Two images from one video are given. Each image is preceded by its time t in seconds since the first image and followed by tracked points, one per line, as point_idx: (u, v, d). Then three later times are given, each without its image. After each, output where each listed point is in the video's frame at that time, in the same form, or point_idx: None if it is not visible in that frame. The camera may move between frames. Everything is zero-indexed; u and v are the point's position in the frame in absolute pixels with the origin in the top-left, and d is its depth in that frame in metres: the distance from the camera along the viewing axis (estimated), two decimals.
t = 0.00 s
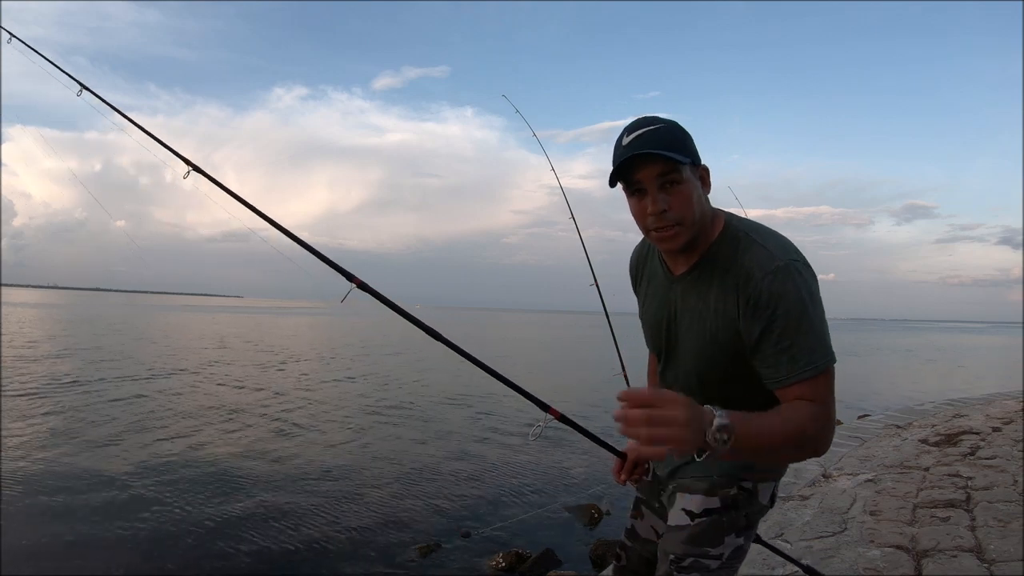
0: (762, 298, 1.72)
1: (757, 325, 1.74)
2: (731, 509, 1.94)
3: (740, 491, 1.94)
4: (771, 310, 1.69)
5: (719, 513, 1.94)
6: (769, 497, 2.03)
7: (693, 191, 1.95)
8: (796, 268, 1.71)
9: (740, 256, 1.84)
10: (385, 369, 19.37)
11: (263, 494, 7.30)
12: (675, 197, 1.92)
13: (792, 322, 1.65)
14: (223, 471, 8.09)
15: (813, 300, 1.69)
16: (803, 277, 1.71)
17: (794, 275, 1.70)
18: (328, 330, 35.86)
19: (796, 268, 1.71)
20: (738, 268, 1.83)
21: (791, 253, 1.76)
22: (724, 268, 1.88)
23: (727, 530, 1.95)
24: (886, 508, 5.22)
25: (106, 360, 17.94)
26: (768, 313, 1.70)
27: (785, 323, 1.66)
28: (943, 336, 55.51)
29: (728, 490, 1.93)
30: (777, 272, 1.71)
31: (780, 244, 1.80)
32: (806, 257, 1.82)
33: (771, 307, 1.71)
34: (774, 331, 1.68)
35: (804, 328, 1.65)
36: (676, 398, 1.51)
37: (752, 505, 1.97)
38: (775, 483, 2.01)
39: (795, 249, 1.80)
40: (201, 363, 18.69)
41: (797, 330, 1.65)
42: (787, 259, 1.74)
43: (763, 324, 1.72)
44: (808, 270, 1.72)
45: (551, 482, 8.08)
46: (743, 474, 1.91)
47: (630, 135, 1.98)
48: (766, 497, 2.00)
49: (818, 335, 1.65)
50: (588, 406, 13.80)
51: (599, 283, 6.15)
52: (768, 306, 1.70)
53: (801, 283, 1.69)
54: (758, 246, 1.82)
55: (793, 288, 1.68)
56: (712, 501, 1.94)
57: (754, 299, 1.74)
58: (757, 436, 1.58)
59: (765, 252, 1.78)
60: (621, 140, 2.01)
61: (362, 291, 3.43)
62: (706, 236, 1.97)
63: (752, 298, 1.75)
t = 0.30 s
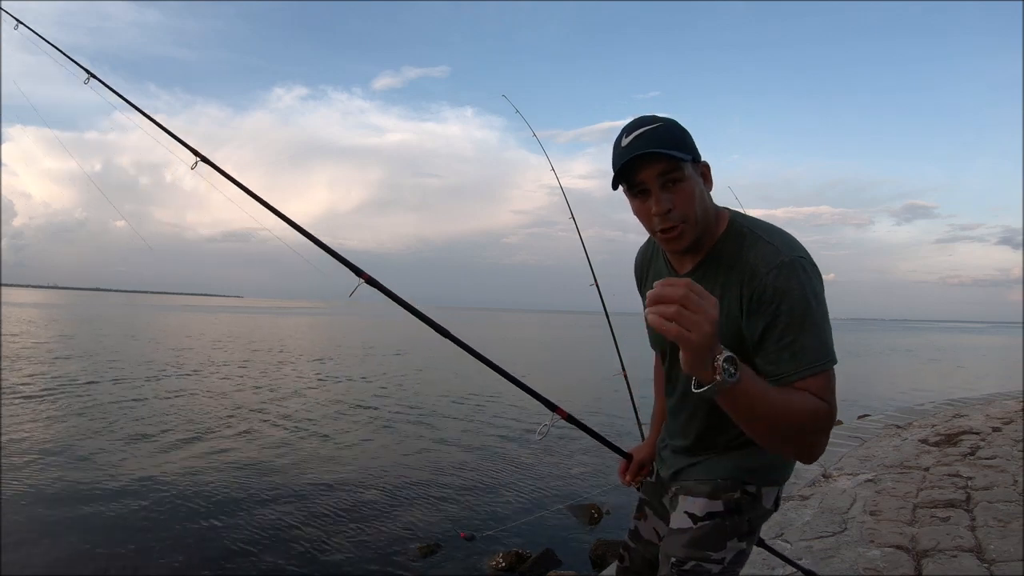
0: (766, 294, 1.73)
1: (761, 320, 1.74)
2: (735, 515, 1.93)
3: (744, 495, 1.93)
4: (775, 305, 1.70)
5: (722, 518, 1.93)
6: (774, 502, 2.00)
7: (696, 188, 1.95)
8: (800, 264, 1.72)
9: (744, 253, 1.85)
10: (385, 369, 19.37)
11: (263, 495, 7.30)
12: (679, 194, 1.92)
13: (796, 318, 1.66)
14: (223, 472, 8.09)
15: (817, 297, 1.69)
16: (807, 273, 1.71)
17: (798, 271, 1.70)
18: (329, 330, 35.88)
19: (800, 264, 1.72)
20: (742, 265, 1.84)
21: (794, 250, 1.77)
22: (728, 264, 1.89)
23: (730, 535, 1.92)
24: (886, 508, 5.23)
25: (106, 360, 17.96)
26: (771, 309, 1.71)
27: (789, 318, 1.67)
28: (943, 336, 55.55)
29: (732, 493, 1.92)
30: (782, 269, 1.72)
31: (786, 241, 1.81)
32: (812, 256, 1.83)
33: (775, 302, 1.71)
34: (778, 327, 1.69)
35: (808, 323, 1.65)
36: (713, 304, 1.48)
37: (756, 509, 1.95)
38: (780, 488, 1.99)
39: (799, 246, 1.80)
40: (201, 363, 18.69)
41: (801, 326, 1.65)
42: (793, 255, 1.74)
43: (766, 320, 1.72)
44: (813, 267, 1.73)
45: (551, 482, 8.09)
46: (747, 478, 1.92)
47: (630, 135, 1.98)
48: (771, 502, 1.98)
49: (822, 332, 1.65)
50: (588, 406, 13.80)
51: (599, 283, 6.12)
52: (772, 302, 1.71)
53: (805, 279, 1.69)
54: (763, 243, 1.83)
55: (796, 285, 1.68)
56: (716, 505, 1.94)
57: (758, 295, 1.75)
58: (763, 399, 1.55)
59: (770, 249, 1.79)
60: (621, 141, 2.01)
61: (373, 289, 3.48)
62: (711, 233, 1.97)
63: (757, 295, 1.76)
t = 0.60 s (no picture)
0: (769, 305, 1.67)
1: (764, 331, 1.69)
2: (731, 519, 1.92)
3: (741, 500, 1.91)
4: (778, 317, 1.64)
5: (718, 522, 1.92)
6: (772, 507, 1.99)
7: (697, 193, 1.93)
8: (806, 274, 1.66)
9: (749, 261, 1.81)
10: (385, 368, 19.39)
11: (263, 495, 7.29)
12: (679, 198, 1.91)
13: (798, 330, 1.59)
14: (222, 472, 8.08)
15: (822, 306, 1.62)
16: (811, 282, 1.66)
17: (803, 282, 1.65)
18: (329, 330, 35.90)
19: (806, 274, 1.66)
20: (746, 274, 1.80)
21: (800, 259, 1.71)
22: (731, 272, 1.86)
23: (725, 539, 1.93)
24: (886, 508, 5.22)
25: (106, 360, 17.96)
26: (774, 320, 1.65)
27: (790, 331, 1.61)
28: (943, 336, 55.55)
29: (728, 499, 1.91)
30: (785, 278, 1.66)
31: (790, 249, 1.77)
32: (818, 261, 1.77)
33: (778, 314, 1.65)
34: (780, 339, 1.63)
35: (814, 334, 1.58)
36: (678, 427, 1.43)
37: (753, 514, 1.94)
38: (779, 494, 1.97)
39: (806, 254, 1.75)
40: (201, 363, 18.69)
41: (805, 339, 1.59)
42: (796, 264, 1.69)
43: (769, 331, 1.67)
44: (819, 277, 1.66)
45: (551, 482, 8.08)
46: (745, 485, 1.87)
47: (632, 136, 1.97)
48: (769, 507, 1.96)
49: (828, 345, 1.58)
50: (588, 406, 13.81)
51: (599, 282, 6.43)
52: (774, 314, 1.65)
53: (810, 290, 1.63)
54: (767, 251, 1.79)
55: (800, 296, 1.62)
56: (713, 510, 1.91)
57: (760, 305, 1.70)
58: (762, 443, 1.50)
59: (775, 257, 1.74)
60: (624, 141, 1.99)
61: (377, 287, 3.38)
62: (712, 239, 1.96)
63: (759, 304, 1.71)
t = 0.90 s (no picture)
0: (753, 306, 1.61)
1: (748, 332, 1.63)
2: (723, 522, 1.90)
3: (734, 503, 1.88)
4: (762, 319, 1.58)
5: (709, 525, 1.90)
6: (768, 512, 1.94)
7: (655, 197, 1.85)
8: (796, 276, 1.57)
9: (740, 257, 1.73)
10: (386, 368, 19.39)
11: (263, 495, 7.29)
12: (636, 196, 1.90)
13: (782, 334, 1.53)
14: (222, 472, 8.08)
15: (810, 312, 1.54)
16: (799, 286, 1.56)
17: (791, 283, 1.56)
18: (329, 330, 35.92)
19: (795, 276, 1.57)
20: (734, 271, 1.72)
21: (793, 259, 1.62)
22: (719, 270, 1.76)
23: (717, 542, 1.91)
24: (886, 508, 5.22)
25: (106, 360, 17.97)
26: (758, 322, 1.59)
27: (774, 334, 1.55)
28: (942, 337, 55.56)
29: (721, 501, 1.89)
30: (772, 279, 1.59)
31: (783, 248, 1.66)
32: (814, 260, 1.66)
33: (763, 316, 1.59)
34: (764, 342, 1.57)
35: (798, 340, 1.52)
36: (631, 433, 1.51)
37: (747, 518, 1.91)
38: (775, 498, 1.92)
39: (802, 253, 1.65)
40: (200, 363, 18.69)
41: (788, 344, 1.53)
42: (785, 267, 1.59)
43: (752, 332, 1.61)
44: (810, 278, 1.57)
45: (551, 482, 8.08)
46: (737, 487, 1.85)
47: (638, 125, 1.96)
48: (764, 512, 1.92)
49: (813, 351, 1.51)
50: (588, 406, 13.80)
51: (599, 283, 5.55)
52: (759, 315, 1.59)
53: (798, 293, 1.55)
54: (759, 248, 1.70)
55: (786, 298, 1.55)
56: (705, 513, 1.90)
57: (746, 305, 1.63)
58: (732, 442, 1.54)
59: (765, 255, 1.65)
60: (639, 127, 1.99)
61: (385, 277, 3.31)
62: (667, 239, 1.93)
63: (744, 305, 1.64)
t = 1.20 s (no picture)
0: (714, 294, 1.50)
1: (709, 320, 1.52)
2: (711, 522, 1.81)
3: (722, 503, 1.80)
4: (721, 307, 1.48)
5: (696, 525, 1.83)
6: (762, 513, 1.84)
7: (653, 186, 1.79)
8: (762, 269, 1.45)
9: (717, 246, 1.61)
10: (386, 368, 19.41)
11: (263, 494, 7.29)
12: (637, 181, 1.85)
13: (736, 324, 1.43)
14: (222, 471, 8.08)
15: (772, 305, 1.42)
16: (766, 277, 1.44)
17: (755, 276, 1.44)
18: (329, 330, 35.96)
19: (762, 268, 1.44)
20: (708, 258, 1.61)
21: (766, 252, 1.49)
22: (698, 254, 1.66)
23: (704, 543, 1.82)
24: (886, 508, 5.23)
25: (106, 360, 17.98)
26: (717, 310, 1.49)
27: (729, 324, 1.45)
28: (943, 337, 55.59)
29: (708, 501, 1.81)
30: (737, 269, 1.47)
31: (762, 238, 1.53)
32: (798, 257, 1.52)
33: (722, 305, 1.48)
34: (719, 329, 1.47)
35: (751, 332, 1.41)
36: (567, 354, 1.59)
37: (738, 520, 1.81)
38: (770, 500, 1.81)
39: (783, 249, 1.51)
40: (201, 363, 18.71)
41: (740, 335, 1.42)
42: (755, 256, 1.47)
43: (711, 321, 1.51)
44: (779, 273, 1.44)
45: (551, 482, 8.08)
46: (723, 485, 1.77)
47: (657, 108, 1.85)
48: (757, 513, 1.81)
49: (768, 346, 1.39)
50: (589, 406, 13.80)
51: (599, 283, 5.30)
52: (717, 303, 1.49)
53: (760, 287, 1.43)
54: (739, 237, 1.57)
55: (747, 290, 1.43)
56: (693, 512, 1.83)
57: (709, 292, 1.53)
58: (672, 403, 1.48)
59: (740, 245, 1.53)
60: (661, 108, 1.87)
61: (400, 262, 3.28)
62: (666, 227, 1.87)
63: (707, 292, 1.54)
